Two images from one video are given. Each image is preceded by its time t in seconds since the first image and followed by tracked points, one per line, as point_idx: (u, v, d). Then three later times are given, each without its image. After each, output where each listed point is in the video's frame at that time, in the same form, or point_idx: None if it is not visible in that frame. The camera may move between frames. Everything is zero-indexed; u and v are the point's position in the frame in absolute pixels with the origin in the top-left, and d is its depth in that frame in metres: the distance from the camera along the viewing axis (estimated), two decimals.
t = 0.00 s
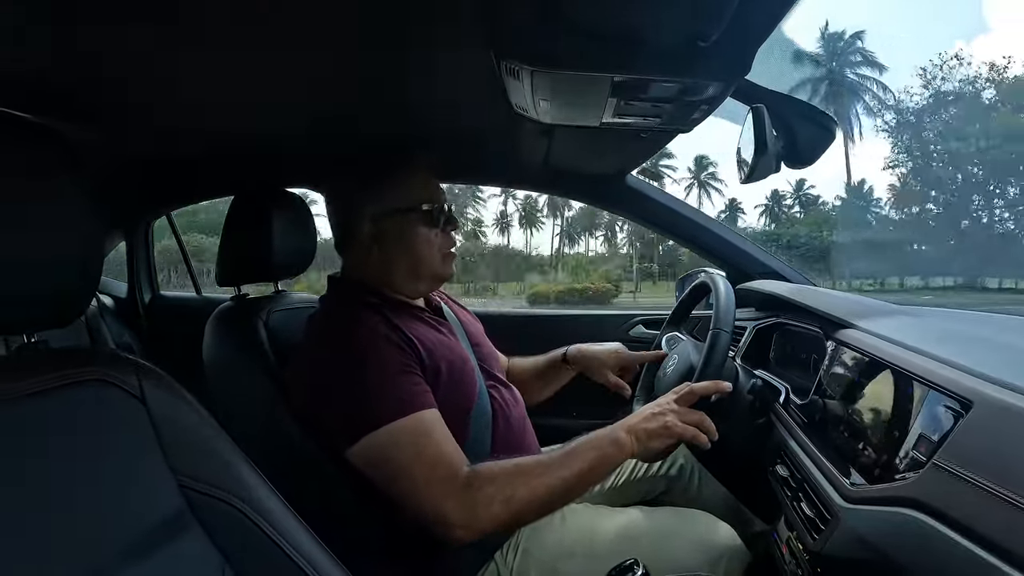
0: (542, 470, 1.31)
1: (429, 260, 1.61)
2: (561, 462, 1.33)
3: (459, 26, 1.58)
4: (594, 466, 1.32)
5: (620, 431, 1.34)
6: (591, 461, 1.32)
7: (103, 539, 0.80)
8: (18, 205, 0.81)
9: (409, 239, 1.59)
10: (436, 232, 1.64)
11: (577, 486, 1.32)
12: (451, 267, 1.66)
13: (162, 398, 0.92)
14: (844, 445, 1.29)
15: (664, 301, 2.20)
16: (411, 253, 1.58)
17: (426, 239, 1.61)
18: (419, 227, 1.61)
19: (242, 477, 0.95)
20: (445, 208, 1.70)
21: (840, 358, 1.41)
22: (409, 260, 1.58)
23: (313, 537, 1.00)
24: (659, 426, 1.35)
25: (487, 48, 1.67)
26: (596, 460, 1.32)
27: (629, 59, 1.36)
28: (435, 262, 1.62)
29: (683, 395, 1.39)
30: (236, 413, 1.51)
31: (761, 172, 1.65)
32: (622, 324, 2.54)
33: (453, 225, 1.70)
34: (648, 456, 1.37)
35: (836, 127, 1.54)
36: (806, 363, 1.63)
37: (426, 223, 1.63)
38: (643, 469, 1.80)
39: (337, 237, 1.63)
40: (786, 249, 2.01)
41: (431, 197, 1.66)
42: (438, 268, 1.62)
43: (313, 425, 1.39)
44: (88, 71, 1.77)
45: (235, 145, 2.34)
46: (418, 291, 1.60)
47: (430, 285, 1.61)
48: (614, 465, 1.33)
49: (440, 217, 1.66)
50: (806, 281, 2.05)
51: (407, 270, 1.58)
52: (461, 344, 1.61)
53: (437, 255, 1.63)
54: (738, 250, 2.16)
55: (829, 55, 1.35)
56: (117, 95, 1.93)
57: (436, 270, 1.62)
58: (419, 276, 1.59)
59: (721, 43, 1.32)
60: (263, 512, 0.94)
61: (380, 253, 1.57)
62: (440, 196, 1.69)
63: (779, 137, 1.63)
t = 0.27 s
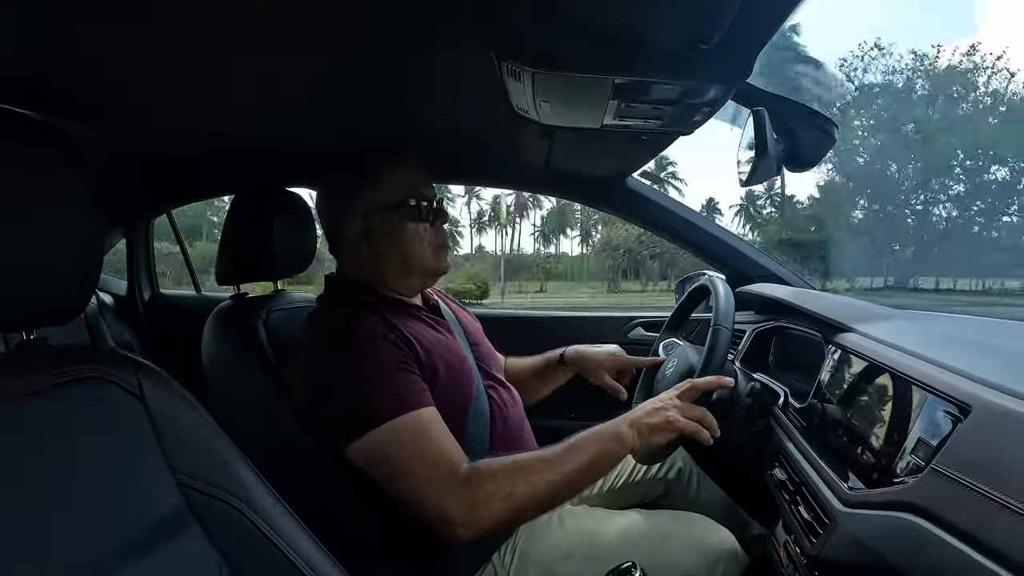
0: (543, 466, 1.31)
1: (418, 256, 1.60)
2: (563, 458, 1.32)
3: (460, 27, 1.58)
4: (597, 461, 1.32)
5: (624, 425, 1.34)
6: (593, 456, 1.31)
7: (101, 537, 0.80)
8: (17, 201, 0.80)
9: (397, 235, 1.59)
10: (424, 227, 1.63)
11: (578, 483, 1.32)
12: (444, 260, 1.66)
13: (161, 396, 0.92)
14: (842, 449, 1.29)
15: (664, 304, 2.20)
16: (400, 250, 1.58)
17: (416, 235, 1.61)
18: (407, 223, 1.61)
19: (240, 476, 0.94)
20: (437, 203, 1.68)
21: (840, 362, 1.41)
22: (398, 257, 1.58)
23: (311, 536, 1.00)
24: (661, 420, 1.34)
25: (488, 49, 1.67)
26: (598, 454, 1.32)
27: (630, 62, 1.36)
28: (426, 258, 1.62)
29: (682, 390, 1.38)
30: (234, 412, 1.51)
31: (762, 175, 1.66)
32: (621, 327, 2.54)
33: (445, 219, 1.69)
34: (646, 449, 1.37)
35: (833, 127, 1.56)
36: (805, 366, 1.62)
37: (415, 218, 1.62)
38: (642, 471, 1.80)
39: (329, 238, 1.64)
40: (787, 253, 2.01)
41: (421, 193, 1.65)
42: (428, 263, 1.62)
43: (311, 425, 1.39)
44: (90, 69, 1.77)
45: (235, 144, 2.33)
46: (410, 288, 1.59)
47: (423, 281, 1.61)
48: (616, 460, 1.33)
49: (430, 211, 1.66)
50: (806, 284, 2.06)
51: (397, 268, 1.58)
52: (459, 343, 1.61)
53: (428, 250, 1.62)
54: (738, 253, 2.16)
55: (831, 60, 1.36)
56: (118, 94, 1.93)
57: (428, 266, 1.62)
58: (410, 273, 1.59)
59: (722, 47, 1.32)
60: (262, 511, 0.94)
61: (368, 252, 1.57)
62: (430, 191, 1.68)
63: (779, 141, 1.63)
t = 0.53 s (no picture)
0: (544, 466, 1.30)
1: (415, 262, 1.60)
2: (565, 457, 1.32)
3: (459, 28, 1.58)
4: (600, 460, 1.31)
5: (625, 424, 1.33)
6: (595, 458, 1.31)
7: (99, 541, 0.79)
8: (17, 204, 0.81)
9: (394, 240, 1.59)
10: (421, 232, 1.62)
11: (580, 483, 1.31)
12: (442, 266, 1.65)
13: (161, 400, 0.92)
14: (842, 451, 1.29)
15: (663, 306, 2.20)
16: (396, 255, 1.58)
17: (412, 240, 1.60)
18: (403, 228, 1.60)
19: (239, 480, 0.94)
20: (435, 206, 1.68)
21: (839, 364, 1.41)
22: (396, 264, 1.58)
23: (310, 540, 1.00)
24: (663, 419, 1.34)
25: (486, 52, 1.68)
26: (600, 453, 1.31)
27: (628, 66, 1.36)
28: (422, 262, 1.61)
29: (682, 389, 1.37)
30: (234, 416, 1.51)
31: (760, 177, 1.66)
32: (620, 330, 2.54)
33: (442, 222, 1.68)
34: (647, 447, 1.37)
35: (830, 130, 1.57)
36: (805, 368, 1.62)
37: (411, 224, 1.62)
38: (641, 474, 1.80)
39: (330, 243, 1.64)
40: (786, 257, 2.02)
41: (418, 197, 1.65)
42: (424, 267, 1.61)
43: (310, 429, 1.39)
44: (88, 74, 1.77)
45: (234, 148, 2.34)
46: (407, 292, 1.59)
47: (420, 287, 1.61)
48: (618, 458, 1.32)
49: (428, 217, 1.65)
50: (805, 287, 2.06)
51: (394, 272, 1.58)
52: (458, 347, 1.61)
53: (424, 254, 1.62)
54: (737, 256, 2.17)
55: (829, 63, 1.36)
56: (117, 97, 1.92)
57: (425, 270, 1.62)
58: (406, 277, 1.59)
59: (719, 50, 1.33)
60: (261, 516, 0.93)
61: (365, 259, 1.58)
62: (429, 196, 1.67)
63: (778, 145, 1.65)
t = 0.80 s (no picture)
0: (541, 465, 1.30)
1: (387, 263, 1.57)
2: (563, 455, 1.31)
3: (459, 28, 1.57)
4: (597, 459, 1.31)
5: (622, 424, 1.34)
6: (591, 457, 1.31)
7: (97, 540, 0.79)
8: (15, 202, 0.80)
9: (369, 239, 1.58)
10: (389, 233, 1.58)
11: (578, 482, 1.31)
12: (416, 269, 1.59)
13: (159, 399, 0.92)
14: (840, 452, 1.29)
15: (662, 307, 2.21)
16: (369, 254, 1.58)
17: (382, 239, 1.58)
18: (373, 227, 1.58)
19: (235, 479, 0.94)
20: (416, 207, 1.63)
21: (836, 365, 1.41)
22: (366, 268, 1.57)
23: (307, 540, 0.99)
24: (658, 420, 1.34)
25: (487, 52, 1.67)
26: (598, 452, 1.32)
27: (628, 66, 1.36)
28: (391, 263, 1.57)
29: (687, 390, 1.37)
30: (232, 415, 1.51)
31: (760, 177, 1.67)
32: (618, 330, 2.55)
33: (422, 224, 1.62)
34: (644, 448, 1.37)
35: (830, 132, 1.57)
36: (802, 369, 1.62)
37: (383, 224, 1.58)
38: (639, 475, 1.80)
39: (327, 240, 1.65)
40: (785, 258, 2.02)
41: (395, 196, 1.61)
42: (392, 268, 1.57)
43: (308, 428, 1.39)
44: (87, 72, 1.77)
45: (233, 147, 2.33)
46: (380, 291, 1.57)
47: (400, 288, 1.57)
48: (615, 458, 1.33)
49: (401, 216, 1.59)
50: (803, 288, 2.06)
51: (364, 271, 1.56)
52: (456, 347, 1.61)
53: (392, 255, 1.58)
54: (736, 257, 2.17)
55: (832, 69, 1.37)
56: (117, 95, 1.92)
57: (395, 271, 1.57)
58: (373, 276, 1.55)
59: (720, 51, 1.33)
60: (258, 515, 0.93)
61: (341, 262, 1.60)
62: (404, 194, 1.62)
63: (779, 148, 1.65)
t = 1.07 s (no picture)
0: (542, 466, 1.30)
1: (389, 266, 1.59)
2: (565, 455, 1.32)
3: (459, 28, 1.57)
4: (600, 459, 1.32)
5: (622, 426, 1.34)
6: (592, 456, 1.32)
7: (96, 542, 0.79)
8: (14, 204, 0.80)
9: (370, 243, 1.59)
10: (392, 237, 1.60)
11: (581, 483, 1.32)
12: (417, 272, 1.63)
13: (158, 400, 0.93)
14: (839, 451, 1.29)
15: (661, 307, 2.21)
16: (369, 258, 1.58)
17: (385, 244, 1.59)
18: (376, 232, 1.59)
19: (233, 480, 0.94)
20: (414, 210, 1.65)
21: (835, 365, 1.41)
22: (368, 270, 1.58)
23: (307, 541, 0.99)
24: (658, 423, 1.33)
25: (485, 54, 1.67)
26: (600, 453, 1.32)
27: (626, 66, 1.36)
28: (394, 266, 1.60)
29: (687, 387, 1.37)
30: (232, 416, 1.51)
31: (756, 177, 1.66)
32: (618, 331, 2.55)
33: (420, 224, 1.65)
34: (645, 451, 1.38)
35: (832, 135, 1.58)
36: (802, 369, 1.62)
37: (386, 228, 1.60)
38: (639, 475, 1.80)
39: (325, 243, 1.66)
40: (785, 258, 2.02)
41: (395, 200, 1.63)
42: (396, 273, 1.60)
43: (308, 430, 1.39)
44: (86, 74, 1.77)
45: (232, 149, 2.34)
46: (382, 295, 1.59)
47: (400, 289, 1.60)
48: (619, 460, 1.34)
49: (404, 220, 1.62)
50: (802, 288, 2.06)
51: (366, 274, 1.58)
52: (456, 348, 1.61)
53: (395, 258, 1.60)
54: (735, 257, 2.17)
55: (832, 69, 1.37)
56: (115, 96, 1.91)
57: (397, 274, 1.60)
58: (378, 280, 1.58)
59: (718, 51, 1.33)
60: (257, 517, 0.93)
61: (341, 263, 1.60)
62: (404, 198, 1.64)
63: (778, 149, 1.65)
